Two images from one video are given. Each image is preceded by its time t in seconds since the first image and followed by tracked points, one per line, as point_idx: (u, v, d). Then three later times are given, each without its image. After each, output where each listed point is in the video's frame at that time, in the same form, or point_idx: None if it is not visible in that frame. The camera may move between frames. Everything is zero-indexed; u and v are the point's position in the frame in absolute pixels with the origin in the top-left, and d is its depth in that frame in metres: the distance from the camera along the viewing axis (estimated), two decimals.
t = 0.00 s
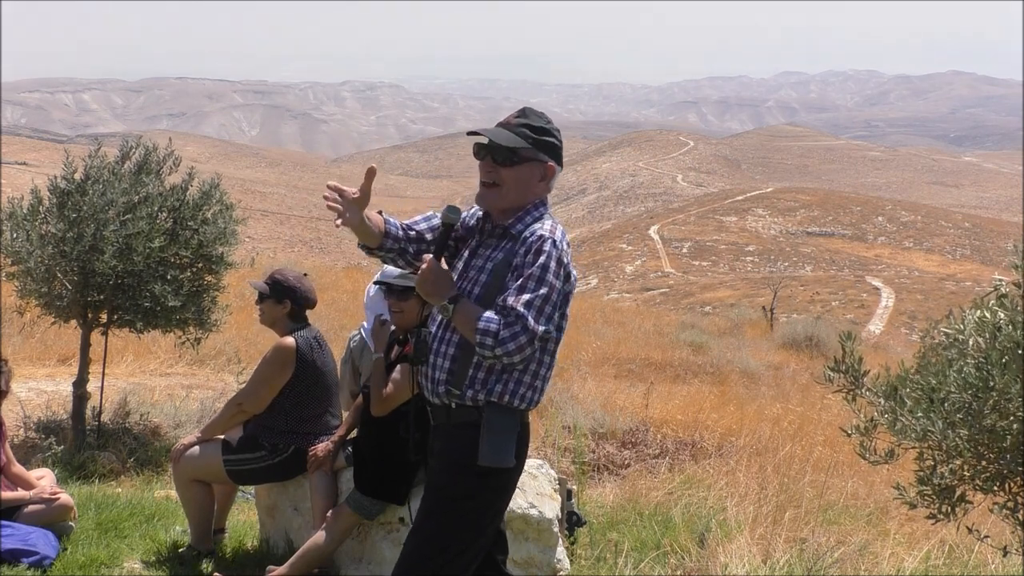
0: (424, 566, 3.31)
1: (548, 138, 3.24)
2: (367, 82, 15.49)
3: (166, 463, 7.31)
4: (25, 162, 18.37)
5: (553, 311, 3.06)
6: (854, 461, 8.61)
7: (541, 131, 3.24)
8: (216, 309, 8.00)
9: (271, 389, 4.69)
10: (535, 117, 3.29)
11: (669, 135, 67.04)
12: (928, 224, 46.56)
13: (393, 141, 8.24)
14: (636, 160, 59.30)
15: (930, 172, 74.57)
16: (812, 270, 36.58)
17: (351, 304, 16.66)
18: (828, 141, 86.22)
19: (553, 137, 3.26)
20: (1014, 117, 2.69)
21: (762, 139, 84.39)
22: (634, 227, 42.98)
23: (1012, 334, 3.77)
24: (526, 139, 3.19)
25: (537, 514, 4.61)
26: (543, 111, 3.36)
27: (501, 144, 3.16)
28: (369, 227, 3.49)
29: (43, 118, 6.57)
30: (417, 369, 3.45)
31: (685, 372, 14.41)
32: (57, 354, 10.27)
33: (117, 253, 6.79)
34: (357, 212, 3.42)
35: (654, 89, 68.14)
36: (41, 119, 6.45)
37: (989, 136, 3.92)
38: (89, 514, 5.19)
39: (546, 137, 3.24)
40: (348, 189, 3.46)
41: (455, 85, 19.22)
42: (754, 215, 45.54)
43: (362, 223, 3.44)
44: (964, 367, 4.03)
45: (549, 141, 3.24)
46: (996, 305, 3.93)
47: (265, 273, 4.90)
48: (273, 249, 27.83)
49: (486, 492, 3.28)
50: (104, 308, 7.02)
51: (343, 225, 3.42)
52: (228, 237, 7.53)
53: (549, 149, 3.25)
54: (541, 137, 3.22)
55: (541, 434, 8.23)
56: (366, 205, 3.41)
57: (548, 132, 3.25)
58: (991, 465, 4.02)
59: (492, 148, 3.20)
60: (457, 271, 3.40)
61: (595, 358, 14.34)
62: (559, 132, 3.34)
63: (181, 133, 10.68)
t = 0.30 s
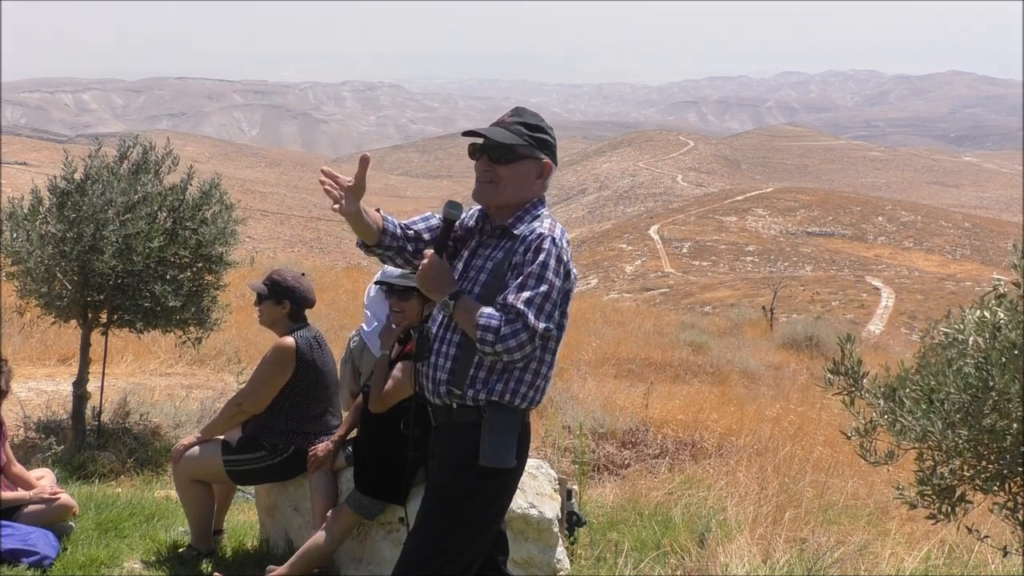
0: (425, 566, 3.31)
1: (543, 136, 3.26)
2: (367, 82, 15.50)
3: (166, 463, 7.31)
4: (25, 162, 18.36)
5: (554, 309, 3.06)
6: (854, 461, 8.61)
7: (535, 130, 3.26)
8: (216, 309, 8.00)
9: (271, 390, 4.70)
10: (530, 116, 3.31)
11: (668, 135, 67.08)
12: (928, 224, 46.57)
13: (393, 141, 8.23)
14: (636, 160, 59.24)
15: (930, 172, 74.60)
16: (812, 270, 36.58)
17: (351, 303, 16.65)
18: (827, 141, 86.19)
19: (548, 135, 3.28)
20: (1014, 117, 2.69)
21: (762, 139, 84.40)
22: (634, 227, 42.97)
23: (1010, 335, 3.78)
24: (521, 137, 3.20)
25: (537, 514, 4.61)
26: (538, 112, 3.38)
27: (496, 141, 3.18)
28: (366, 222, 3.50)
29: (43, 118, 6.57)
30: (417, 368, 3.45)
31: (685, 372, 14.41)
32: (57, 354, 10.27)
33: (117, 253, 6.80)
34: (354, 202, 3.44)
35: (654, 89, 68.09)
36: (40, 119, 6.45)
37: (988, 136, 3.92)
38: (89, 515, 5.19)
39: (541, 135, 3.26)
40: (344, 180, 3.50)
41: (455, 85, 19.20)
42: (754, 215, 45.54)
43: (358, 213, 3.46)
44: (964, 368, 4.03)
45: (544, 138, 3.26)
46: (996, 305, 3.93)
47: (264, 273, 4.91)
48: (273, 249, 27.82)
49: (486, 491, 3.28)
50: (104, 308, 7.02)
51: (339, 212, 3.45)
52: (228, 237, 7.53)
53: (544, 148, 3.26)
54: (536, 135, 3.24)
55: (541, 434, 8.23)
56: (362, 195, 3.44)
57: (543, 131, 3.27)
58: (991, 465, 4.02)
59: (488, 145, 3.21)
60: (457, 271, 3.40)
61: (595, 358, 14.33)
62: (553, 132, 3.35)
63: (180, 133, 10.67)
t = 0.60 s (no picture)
0: (426, 567, 3.31)
1: (539, 135, 3.26)
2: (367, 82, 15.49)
3: (166, 463, 7.32)
4: (25, 162, 18.35)
5: (556, 309, 3.06)
6: (854, 461, 8.62)
7: (531, 129, 3.26)
8: (216, 309, 8.00)
9: (271, 389, 4.70)
10: (526, 116, 3.32)
11: (668, 135, 67.08)
12: (928, 224, 46.57)
13: (393, 141, 8.22)
14: (636, 160, 59.20)
15: (930, 171, 74.61)
16: (813, 270, 36.58)
17: (351, 303, 16.65)
18: (827, 141, 86.17)
19: (543, 134, 3.28)
20: (1014, 117, 2.70)
21: (762, 139, 84.38)
22: (634, 227, 42.96)
23: (1011, 335, 3.77)
24: (519, 136, 3.20)
25: (537, 514, 4.61)
26: (532, 111, 3.38)
27: (494, 142, 3.17)
28: (362, 227, 3.51)
29: (43, 119, 6.57)
30: (419, 370, 3.45)
31: (685, 372, 14.41)
32: (57, 354, 10.27)
33: (117, 253, 6.80)
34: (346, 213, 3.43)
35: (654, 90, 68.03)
36: (40, 119, 6.44)
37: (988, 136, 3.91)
38: (89, 515, 5.19)
39: (537, 133, 3.26)
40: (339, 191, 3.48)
41: (454, 85, 19.17)
42: (754, 215, 45.55)
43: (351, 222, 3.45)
44: (965, 367, 4.02)
45: (541, 137, 3.26)
46: (997, 304, 3.92)
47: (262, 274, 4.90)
48: (273, 249, 27.82)
49: (488, 491, 3.28)
50: (104, 308, 7.02)
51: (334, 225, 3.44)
52: (228, 237, 7.52)
53: (540, 146, 3.26)
54: (532, 134, 3.24)
55: (541, 434, 8.23)
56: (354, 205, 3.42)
57: (539, 129, 3.28)
58: (991, 465, 4.03)
59: (485, 146, 3.20)
60: (458, 272, 3.40)
61: (595, 358, 14.33)
62: (547, 131, 3.36)
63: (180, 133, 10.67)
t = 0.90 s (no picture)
0: (427, 568, 3.31)
1: (538, 134, 3.26)
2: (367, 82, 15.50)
3: (166, 463, 7.31)
4: (25, 162, 18.35)
5: (554, 309, 3.05)
6: (854, 461, 8.62)
7: (530, 128, 3.26)
8: (216, 309, 8.01)
9: (271, 389, 4.70)
10: (525, 116, 3.32)
11: (668, 135, 67.04)
12: (928, 224, 46.58)
13: (393, 141, 8.22)
14: (636, 160, 59.19)
15: (930, 171, 74.63)
16: (812, 270, 36.58)
17: (351, 303, 16.65)
18: (827, 140, 86.16)
19: (542, 133, 3.28)
20: (1014, 117, 2.69)
21: (762, 139, 84.35)
22: (634, 227, 42.98)
23: (1012, 336, 3.77)
24: (518, 136, 3.20)
25: (537, 514, 4.61)
26: (531, 111, 3.38)
27: (493, 143, 3.17)
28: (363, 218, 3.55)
29: (42, 118, 6.57)
30: (420, 372, 3.46)
31: (685, 372, 14.41)
32: (57, 354, 10.27)
33: (117, 253, 6.80)
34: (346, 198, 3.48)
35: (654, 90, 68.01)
36: (41, 118, 6.45)
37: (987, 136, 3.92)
38: (89, 515, 5.19)
39: (536, 133, 3.26)
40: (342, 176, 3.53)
41: (454, 85, 19.17)
42: (754, 215, 45.55)
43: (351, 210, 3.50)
44: (965, 368, 4.02)
45: (540, 137, 3.26)
46: (996, 305, 3.94)
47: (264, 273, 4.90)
48: (273, 249, 27.82)
49: (488, 492, 3.28)
50: (104, 308, 7.02)
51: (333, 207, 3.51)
52: (228, 237, 7.52)
53: (540, 146, 3.26)
54: (531, 134, 3.24)
55: (541, 434, 8.24)
56: (355, 191, 3.47)
57: (537, 129, 3.27)
58: (990, 465, 4.03)
59: (485, 146, 3.19)
60: (458, 274, 3.40)
61: (595, 358, 14.33)
62: (548, 130, 3.35)
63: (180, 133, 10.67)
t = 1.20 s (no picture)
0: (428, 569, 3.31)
1: (531, 134, 3.24)
2: (367, 82, 15.50)
3: (166, 463, 7.31)
4: (25, 162, 18.35)
5: (553, 310, 3.05)
6: (854, 461, 8.62)
7: (523, 128, 3.25)
8: (216, 309, 8.00)
9: (273, 389, 4.69)
10: (516, 115, 3.30)
11: (669, 135, 67.07)
12: (928, 224, 46.57)
13: (393, 142, 8.21)
14: (636, 159, 59.19)
15: (930, 171, 74.64)
16: (812, 270, 36.58)
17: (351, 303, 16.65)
18: (827, 140, 86.17)
19: (536, 132, 3.26)
20: (1014, 117, 2.69)
21: (762, 139, 84.39)
22: (634, 227, 42.99)
23: (1011, 336, 3.79)
24: (511, 138, 3.18)
25: (537, 514, 4.61)
26: (524, 110, 3.36)
27: (486, 146, 3.16)
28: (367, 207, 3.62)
29: (42, 118, 6.55)
30: (421, 374, 3.46)
31: (685, 372, 14.41)
32: (57, 354, 10.28)
33: (117, 253, 6.80)
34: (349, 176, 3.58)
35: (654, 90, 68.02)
36: (40, 118, 6.44)
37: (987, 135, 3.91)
38: (89, 515, 5.19)
39: (529, 132, 3.24)
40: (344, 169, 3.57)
41: (454, 85, 19.16)
42: (754, 215, 45.55)
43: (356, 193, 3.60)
44: (965, 367, 4.02)
45: (533, 136, 3.24)
46: (998, 305, 3.95)
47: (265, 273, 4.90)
48: (273, 249, 27.82)
49: (489, 493, 3.28)
50: (104, 308, 7.03)
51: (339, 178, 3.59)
52: (228, 237, 7.52)
53: (533, 145, 3.25)
54: (524, 133, 3.23)
55: (541, 434, 8.25)
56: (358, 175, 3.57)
57: (531, 128, 3.26)
58: (990, 465, 4.03)
59: (479, 149, 3.19)
60: (457, 275, 3.40)
61: (595, 358, 14.33)
62: (542, 128, 3.34)
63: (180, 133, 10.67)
